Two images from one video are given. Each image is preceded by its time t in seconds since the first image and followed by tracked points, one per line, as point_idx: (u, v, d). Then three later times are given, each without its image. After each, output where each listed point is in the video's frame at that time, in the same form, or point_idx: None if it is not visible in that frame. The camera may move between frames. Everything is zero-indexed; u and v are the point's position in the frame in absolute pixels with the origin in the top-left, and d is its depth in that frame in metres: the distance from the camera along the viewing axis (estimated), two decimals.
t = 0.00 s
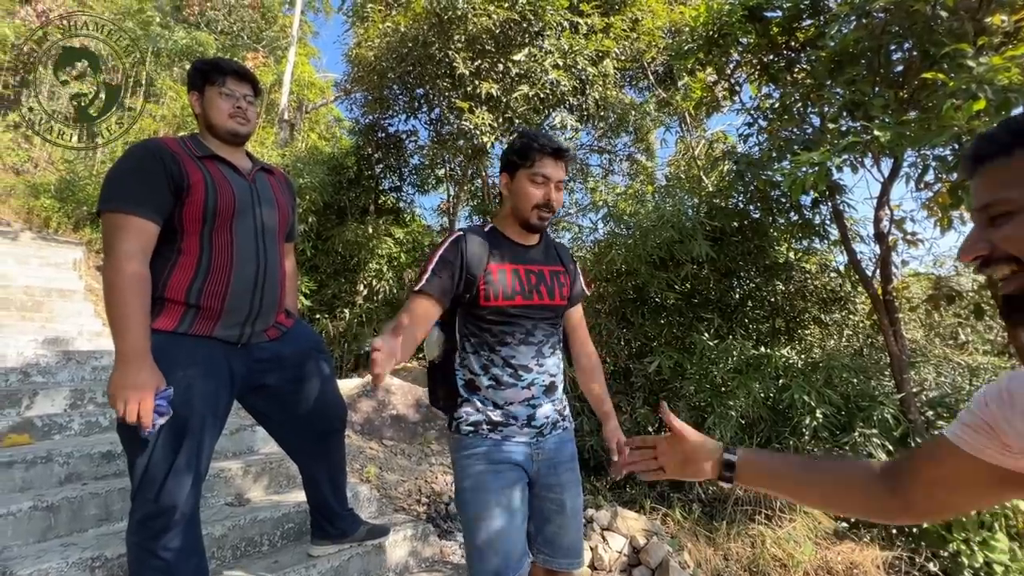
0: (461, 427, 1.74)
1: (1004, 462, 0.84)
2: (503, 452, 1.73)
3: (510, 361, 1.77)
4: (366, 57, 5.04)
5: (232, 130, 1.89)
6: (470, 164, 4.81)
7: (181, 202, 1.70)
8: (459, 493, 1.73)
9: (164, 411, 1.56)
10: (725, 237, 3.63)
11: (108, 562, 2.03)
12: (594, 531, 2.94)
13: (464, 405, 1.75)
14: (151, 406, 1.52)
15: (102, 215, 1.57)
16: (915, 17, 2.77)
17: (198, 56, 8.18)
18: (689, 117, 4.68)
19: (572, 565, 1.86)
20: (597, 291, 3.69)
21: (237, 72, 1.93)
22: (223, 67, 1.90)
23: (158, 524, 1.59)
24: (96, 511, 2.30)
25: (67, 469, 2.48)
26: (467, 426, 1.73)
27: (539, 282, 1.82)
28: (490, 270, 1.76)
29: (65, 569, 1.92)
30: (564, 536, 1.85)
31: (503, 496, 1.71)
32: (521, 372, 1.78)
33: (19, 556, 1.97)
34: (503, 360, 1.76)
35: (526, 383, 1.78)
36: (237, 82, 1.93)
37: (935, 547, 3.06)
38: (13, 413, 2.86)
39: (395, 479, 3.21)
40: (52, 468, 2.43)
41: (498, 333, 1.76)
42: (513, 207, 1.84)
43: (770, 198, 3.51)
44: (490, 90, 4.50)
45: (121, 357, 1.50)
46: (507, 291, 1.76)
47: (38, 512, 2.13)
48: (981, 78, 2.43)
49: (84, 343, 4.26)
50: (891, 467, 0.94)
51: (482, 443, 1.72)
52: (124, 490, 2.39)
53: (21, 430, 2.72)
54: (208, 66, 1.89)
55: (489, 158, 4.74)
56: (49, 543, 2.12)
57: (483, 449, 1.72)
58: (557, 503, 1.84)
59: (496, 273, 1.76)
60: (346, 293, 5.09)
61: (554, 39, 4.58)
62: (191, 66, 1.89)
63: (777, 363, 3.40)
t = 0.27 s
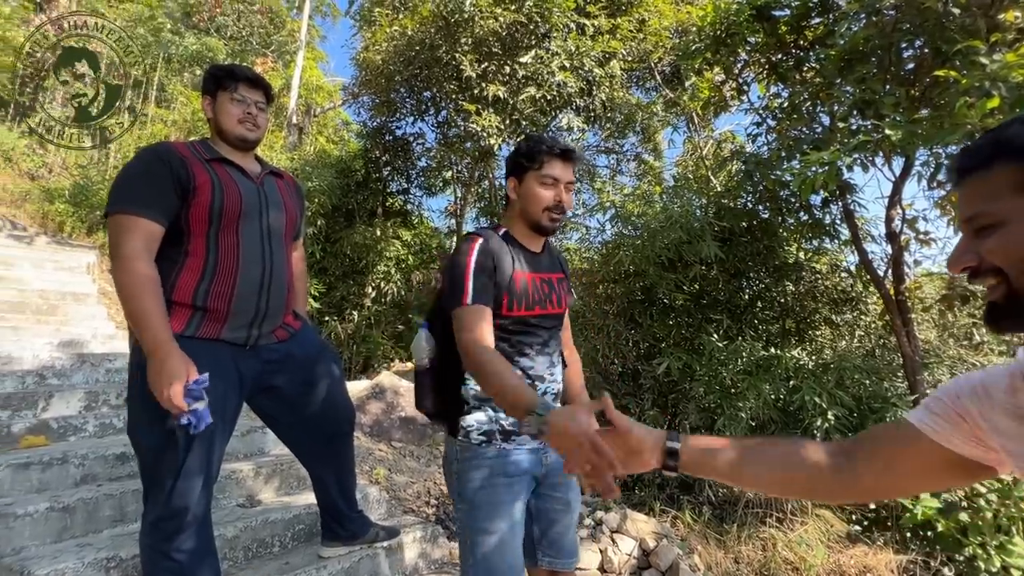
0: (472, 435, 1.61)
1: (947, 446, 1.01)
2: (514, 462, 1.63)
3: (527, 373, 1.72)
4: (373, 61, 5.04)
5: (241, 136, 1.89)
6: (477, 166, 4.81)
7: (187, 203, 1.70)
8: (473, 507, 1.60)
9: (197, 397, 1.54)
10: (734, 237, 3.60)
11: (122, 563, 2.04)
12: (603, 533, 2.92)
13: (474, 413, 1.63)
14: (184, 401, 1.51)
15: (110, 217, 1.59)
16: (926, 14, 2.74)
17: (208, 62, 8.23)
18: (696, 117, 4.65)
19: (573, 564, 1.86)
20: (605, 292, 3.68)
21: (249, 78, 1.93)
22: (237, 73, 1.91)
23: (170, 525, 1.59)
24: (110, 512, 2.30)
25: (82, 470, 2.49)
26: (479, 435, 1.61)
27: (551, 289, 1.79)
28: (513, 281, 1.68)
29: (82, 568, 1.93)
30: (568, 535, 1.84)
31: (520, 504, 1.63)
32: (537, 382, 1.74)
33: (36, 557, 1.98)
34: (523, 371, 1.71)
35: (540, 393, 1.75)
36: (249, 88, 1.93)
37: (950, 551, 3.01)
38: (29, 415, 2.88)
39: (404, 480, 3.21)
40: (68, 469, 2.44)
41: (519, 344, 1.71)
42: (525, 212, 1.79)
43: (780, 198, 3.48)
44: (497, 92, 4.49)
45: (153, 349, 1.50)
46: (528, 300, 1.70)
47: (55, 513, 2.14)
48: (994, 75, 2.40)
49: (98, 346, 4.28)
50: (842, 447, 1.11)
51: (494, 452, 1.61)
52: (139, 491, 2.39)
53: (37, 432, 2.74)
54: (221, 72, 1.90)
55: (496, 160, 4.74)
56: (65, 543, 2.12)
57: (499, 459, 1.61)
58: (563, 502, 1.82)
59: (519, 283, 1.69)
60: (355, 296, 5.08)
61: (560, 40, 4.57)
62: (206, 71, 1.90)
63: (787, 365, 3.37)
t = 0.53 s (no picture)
0: (459, 438, 1.55)
1: (971, 453, 0.97)
2: (502, 466, 1.57)
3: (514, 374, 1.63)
4: (382, 64, 5.04)
5: (244, 139, 1.89)
6: (485, 168, 4.80)
7: (195, 208, 1.70)
8: (456, 513, 1.54)
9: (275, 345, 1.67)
10: (744, 237, 3.57)
11: (138, 562, 2.04)
12: (613, 536, 2.90)
13: (462, 417, 1.56)
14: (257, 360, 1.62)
15: (120, 223, 1.59)
16: (940, 10, 2.71)
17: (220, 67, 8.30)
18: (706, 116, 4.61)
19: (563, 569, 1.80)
20: (613, 293, 3.67)
21: (252, 80, 1.93)
22: (237, 76, 1.91)
23: (183, 527, 1.59)
24: (126, 512, 2.31)
25: (99, 470, 2.49)
26: (466, 439, 1.55)
27: (547, 294, 1.70)
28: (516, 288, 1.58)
29: (99, 568, 1.94)
30: (558, 540, 1.77)
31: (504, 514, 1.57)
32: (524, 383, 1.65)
33: (54, 556, 1.99)
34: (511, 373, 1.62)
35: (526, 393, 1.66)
36: (251, 91, 1.92)
37: (969, 555, 2.97)
38: (46, 416, 2.90)
39: (414, 482, 3.21)
40: (85, 469, 2.44)
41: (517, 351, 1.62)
42: (523, 211, 1.69)
43: (790, 197, 3.44)
44: (505, 94, 4.48)
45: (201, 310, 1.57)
46: (527, 307, 1.62)
47: (72, 513, 2.14)
48: (1010, 71, 2.36)
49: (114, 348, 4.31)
50: (860, 460, 1.09)
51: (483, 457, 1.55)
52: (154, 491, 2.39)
53: (55, 433, 2.76)
54: (223, 76, 1.91)
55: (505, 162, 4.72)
56: (83, 543, 2.13)
57: (485, 464, 1.56)
58: (551, 507, 1.76)
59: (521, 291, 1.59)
60: (364, 297, 5.07)
61: (567, 42, 4.55)
62: (209, 75, 1.90)
63: (800, 365, 3.33)
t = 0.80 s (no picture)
0: (455, 445, 1.52)
1: (1023, 427, 0.85)
2: (500, 473, 1.54)
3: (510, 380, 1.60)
4: (391, 69, 5.03)
5: (252, 145, 1.88)
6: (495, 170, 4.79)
7: (209, 215, 1.70)
8: (454, 521, 1.52)
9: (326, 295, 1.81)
10: (756, 238, 3.54)
11: (157, 564, 2.06)
12: (626, 539, 2.88)
13: (457, 422, 1.53)
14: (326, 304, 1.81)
15: (137, 230, 1.59)
16: (955, 6, 2.67)
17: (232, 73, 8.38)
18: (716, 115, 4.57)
19: None
20: (624, 295, 3.65)
21: (256, 85, 1.91)
22: (242, 81, 1.88)
23: (202, 530, 1.59)
24: (145, 513, 2.33)
25: (118, 473, 2.50)
26: (462, 446, 1.52)
27: (541, 299, 1.68)
28: (512, 293, 1.56)
29: (120, 569, 1.95)
30: (558, 548, 1.75)
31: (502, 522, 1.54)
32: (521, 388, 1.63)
33: (76, 557, 2.00)
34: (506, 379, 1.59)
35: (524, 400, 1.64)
36: (257, 96, 1.91)
37: (990, 561, 2.92)
38: (66, 419, 2.93)
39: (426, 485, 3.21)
40: (104, 472, 2.45)
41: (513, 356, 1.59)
42: (514, 216, 1.64)
43: (803, 197, 3.39)
44: (514, 97, 4.48)
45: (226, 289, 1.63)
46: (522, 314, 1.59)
47: (92, 515, 2.15)
48: None
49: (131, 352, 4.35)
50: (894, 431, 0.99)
51: (481, 463, 1.52)
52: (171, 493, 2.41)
53: (75, 435, 2.78)
54: (228, 80, 1.88)
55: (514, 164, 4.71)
56: (103, 544, 2.13)
57: (482, 472, 1.52)
58: (551, 515, 1.74)
59: (516, 297, 1.57)
60: (375, 300, 5.05)
61: (576, 43, 4.53)
62: (212, 80, 1.89)
63: (814, 367, 3.28)
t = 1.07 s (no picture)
0: (464, 452, 1.50)
1: None
2: (509, 481, 1.52)
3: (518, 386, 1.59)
4: (402, 73, 5.03)
5: (275, 153, 1.85)
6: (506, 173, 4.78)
7: (242, 228, 1.68)
8: (464, 528, 1.50)
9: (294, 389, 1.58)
10: (769, 239, 3.50)
11: (178, 565, 2.06)
12: (640, 543, 2.85)
13: (465, 429, 1.51)
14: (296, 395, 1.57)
15: (170, 244, 1.56)
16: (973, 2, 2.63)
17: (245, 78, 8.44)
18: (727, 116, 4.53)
19: None
20: (636, 297, 3.63)
21: (279, 92, 1.87)
22: (263, 89, 1.84)
23: (226, 533, 1.55)
24: (165, 516, 2.33)
25: (139, 475, 2.51)
26: (471, 453, 1.50)
27: (550, 304, 1.67)
28: (520, 298, 1.55)
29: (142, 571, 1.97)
30: (569, 556, 1.73)
31: (512, 529, 1.52)
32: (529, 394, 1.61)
33: (100, 558, 2.01)
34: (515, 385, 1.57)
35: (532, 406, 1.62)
36: (280, 104, 1.87)
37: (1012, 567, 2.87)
38: (88, 421, 2.97)
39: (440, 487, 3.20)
40: (125, 474, 2.46)
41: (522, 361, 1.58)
42: (523, 221, 1.62)
43: (817, 197, 3.35)
44: (524, 100, 4.47)
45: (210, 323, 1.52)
46: (532, 318, 1.58)
47: (115, 516, 2.16)
48: None
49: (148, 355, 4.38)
50: (920, 442, 0.96)
51: (490, 471, 1.50)
52: (191, 495, 2.42)
53: (97, 437, 2.81)
54: (249, 89, 1.84)
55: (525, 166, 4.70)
56: (126, 546, 2.15)
57: (490, 479, 1.50)
58: (562, 523, 1.72)
59: (525, 301, 1.56)
60: (385, 302, 4.97)
61: (585, 45, 4.52)
62: (233, 86, 1.85)
63: (829, 369, 3.21)
